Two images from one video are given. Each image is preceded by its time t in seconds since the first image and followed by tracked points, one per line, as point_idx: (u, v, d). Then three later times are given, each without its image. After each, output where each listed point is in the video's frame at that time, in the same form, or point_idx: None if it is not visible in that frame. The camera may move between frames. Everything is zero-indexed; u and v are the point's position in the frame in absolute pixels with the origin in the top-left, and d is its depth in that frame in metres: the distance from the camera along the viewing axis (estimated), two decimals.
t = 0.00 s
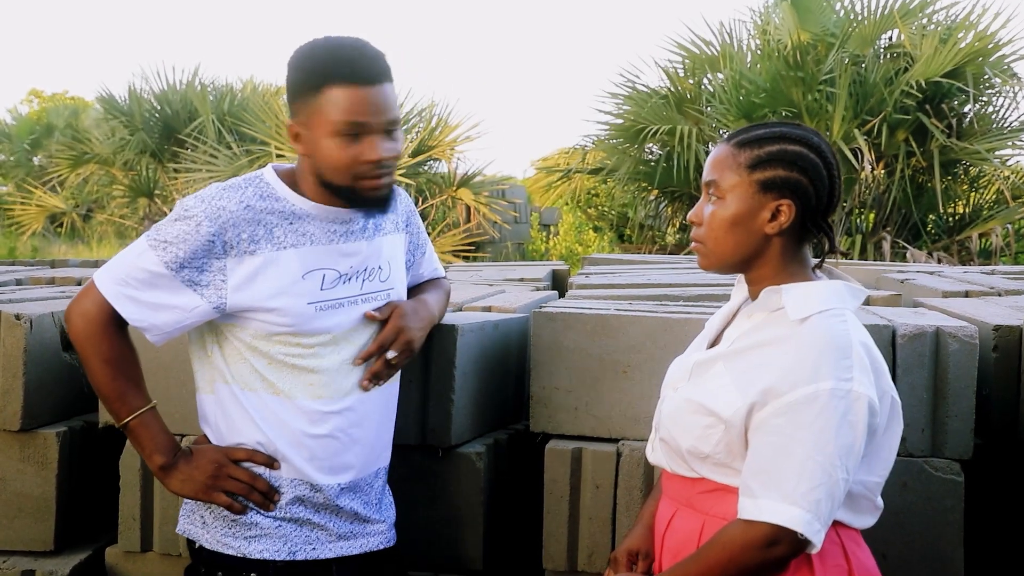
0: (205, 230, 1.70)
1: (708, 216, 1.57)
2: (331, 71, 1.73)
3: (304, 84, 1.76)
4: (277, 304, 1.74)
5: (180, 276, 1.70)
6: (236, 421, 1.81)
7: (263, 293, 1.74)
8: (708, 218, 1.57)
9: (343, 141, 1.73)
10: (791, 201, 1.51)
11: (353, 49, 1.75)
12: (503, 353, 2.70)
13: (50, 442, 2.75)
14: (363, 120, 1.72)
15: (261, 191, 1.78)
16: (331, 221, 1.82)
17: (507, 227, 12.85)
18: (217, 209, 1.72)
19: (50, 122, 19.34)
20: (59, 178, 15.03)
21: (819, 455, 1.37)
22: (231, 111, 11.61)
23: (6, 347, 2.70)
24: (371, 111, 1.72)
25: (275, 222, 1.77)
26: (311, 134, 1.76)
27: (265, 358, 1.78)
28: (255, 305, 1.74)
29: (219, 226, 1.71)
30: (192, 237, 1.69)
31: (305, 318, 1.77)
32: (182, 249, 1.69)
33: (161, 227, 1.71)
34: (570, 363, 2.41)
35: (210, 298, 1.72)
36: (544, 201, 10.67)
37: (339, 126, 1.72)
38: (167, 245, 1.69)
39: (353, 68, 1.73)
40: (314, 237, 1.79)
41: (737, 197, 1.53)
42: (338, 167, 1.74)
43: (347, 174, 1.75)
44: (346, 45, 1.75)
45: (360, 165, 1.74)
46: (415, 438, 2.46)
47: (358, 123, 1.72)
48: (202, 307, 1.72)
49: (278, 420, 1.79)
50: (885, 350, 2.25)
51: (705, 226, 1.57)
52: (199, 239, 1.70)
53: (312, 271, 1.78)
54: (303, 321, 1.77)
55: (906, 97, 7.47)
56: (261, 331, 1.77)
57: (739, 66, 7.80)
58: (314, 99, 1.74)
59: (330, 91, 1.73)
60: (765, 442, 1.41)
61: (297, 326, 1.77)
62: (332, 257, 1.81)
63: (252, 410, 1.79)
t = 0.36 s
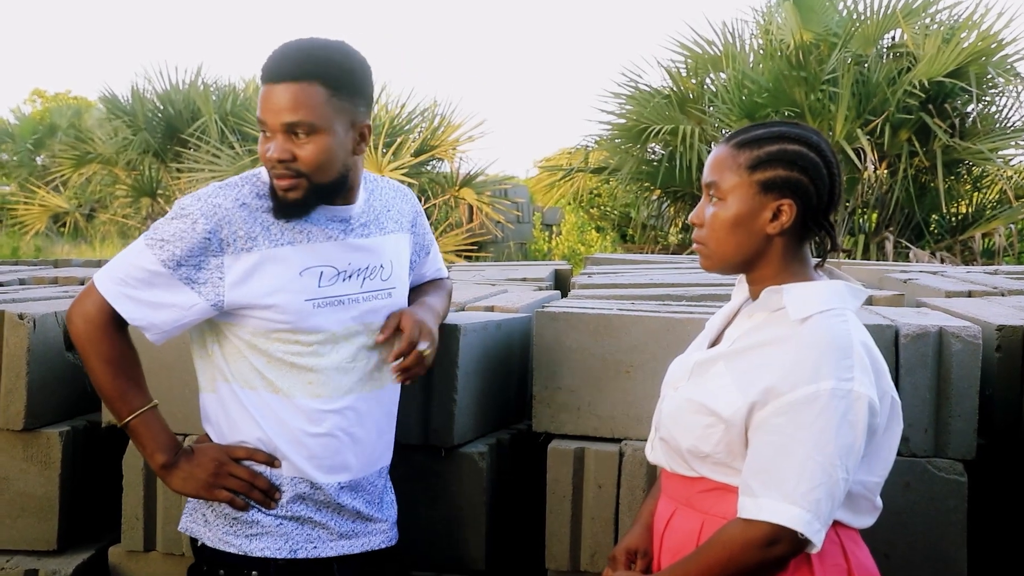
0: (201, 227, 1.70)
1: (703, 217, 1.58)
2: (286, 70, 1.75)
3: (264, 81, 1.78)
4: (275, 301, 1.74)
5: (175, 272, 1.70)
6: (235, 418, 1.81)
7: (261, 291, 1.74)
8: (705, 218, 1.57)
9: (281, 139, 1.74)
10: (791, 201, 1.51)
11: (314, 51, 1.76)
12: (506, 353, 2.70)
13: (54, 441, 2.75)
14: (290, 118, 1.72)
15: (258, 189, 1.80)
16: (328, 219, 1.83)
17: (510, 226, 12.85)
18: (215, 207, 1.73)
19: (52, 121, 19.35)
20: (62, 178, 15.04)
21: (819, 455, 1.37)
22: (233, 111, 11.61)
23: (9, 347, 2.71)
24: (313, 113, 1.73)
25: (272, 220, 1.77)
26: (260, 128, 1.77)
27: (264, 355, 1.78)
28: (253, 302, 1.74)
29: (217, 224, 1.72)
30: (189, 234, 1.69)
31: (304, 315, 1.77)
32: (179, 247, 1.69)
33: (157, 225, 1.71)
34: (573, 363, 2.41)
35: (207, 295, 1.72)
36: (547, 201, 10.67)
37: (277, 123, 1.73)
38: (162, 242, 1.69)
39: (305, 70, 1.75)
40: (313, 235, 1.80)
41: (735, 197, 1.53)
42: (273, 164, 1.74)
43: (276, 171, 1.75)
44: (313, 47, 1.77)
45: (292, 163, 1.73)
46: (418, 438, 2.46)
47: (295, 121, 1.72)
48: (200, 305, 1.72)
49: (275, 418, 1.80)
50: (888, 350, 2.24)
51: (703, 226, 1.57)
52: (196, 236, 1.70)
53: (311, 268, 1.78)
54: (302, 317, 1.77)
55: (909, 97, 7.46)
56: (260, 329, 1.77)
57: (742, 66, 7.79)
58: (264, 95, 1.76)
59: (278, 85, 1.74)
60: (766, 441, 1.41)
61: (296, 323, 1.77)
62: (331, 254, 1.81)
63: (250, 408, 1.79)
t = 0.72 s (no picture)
0: (208, 227, 1.71)
1: (712, 219, 1.58)
2: (293, 69, 1.75)
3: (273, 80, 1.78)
4: (279, 301, 1.75)
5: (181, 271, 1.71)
6: (242, 417, 1.82)
7: (267, 290, 1.75)
8: (714, 221, 1.57)
9: (291, 138, 1.74)
10: (799, 202, 1.52)
11: (322, 50, 1.76)
12: (510, 354, 2.70)
13: (59, 441, 2.76)
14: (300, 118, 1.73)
15: (264, 189, 1.80)
16: (335, 218, 1.83)
17: (514, 227, 12.86)
18: (221, 207, 1.73)
19: (58, 122, 19.40)
20: (68, 178, 15.08)
21: (821, 455, 1.37)
22: (238, 112, 11.63)
23: (15, 347, 2.72)
24: (326, 112, 1.73)
25: (276, 219, 1.78)
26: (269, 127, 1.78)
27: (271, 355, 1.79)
28: (258, 302, 1.75)
29: (223, 224, 1.72)
30: (195, 234, 1.70)
31: (309, 315, 1.78)
32: (186, 247, 1.69)
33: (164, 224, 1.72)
34: (578, 363, 2.41)
35: (213, 295, 1.73)
36: (551, 201, 10.67)
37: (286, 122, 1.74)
38: (169, 241, 1.69)
39: (312, 69, 1.75)
40: (320, 233, 1.80)
41: (744, 200, 1.53)
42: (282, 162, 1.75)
43: (286, 170, 1.75)
44: (322, 45, 1.77)
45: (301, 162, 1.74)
46: (423, 438, 2.46)
47: (305, 120, 1.73)
48: (206, 305, 1.72)
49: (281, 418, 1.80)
50: (893, 350, 2.24)
51: (711, 229, 1.58)
52: (203, 236, 1.70)
53: (317, 268, 1.79)
54: (307, 317, 1.77)
55: (914, 97, 7.46)
56: (266, 328, 1.78)
57: (746, 66, 7.79)
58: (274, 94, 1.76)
59: (290, 84, 1.74)
60: (768, 440, 1.41)
61: (300, 323, 1.77)
62: (338, 254, 1.81)
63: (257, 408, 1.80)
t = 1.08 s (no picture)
0: (208, 227, 1.71)
1: (722, 221, 1.57)
2: (377, 80, 1.77)
3: (343, 88, 1.77)
4: (280, 302, 1.75)
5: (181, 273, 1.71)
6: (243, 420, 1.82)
7: (267, 289, 1.75)
8: (722, 223, 1.57)
9: (389, 149, 1.78)
10: (806, 203, 1.52)
11: (395, 60, 1.80)
12: (513, 354, 2.71)
13: (63, 441, 2.77)
14: (404, 129, 1.79)
15: (265, 189, 1.80)
16: (334, 217, 1.83)
17: (516, 227, 12.87)
18: (221, 208, 1.73)
19: (62, 122, 19.40)
20: (71, 178, 15.10)
21: (824, 454, 1.38)
22: (241, 112, 11.65)
23: (18, 346, 2.72)
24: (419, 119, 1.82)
25: (278, 219, 1.78)
26: (356, 138, 1.78)
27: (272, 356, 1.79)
28: (260, 302, 1.75)
29: (223, 225, 1.73)
30: (195, 236, 1.70)
31: (310, 314, 1.78)
32: (186, 248, 1.70)
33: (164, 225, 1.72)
34: (580, 363, 2.41)
35: (214, 296, 1.73)
36: (553, 200, 10.67)
37: (386, 134, 1.77)
38: (168, 242, 1.70)
39: (395, 80, 1.78)
40: (320, 234, 1.81)
41: (751, 201, 1.53)
42: (382, 174, 1.79)
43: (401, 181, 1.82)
44: (386, 54, 1.80)
45: (404, 172, 1.80)
46: (424, 438, 2.47)
47: (406, 130, 1.78)
48: (207, 306, 1.73)
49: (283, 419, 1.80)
50: (895, 350, 2.25)
51: (718, 231, 1.57)
52: (203, 237, 1.71)
53: (318, 268, 1.79)
54: (309, 317, 1.78)
55: (916, 97, 7.45)
56: (268, 328, 1.78)
57: (748, 66, 7.79)
58: (360, 105, 1.77)
59: (387, 96, 1.77)
60: (772, 439, 1.42)
61: (302, 322, 1.78)
62: (338, 254, 1.82)
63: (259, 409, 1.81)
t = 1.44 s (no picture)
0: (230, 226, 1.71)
1: (725, 223, 1.57)
2: (353, 80, 1.76)
3: (317, 88, 1.77)
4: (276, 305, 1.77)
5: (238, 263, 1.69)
6: (234, 430, 1.81)
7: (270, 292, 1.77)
8: (725, 226, 1.57)
9: (357, 149, 1.75)
10: (809, 204, 1.52)
11: (377, 61, 1.79)
12: (514, 353, 2.71)
13: (65, 441, 2.77)
14: (377, 132, 1.75)
15: (260, 192, 1.81)
16: (327, 221, 1.85)
17: (517, 227, 12.87)
18: (232, 207, 1.74)
19: (63, 122, 19.40)
20: (72, 178, 15.10)
21: (829, 456, 1.38)
22: (242, 112, 11.65)
23: (20, 346, 2.73)
24: (397, 120, 1.78)
25: (273, 221, 1.79)
26: (327, 136, 1.76)
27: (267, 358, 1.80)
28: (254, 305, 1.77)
29: (242, 222, 1.74)
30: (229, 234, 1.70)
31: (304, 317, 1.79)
32: (229, 245, 1.69)
33: (194, 251, 1.70)
34: (580, 364, 2.41)
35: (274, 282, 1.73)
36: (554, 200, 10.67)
37: (354, 134, 1.74)
38: (212, 252, 1.68)
39: (373, 81, 1.77)
40: (312, 237, 1.82)
41: (754, 203, 1.53)
42: (350, 174, 1.75)
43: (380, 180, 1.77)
44: (368, 55, 1.79)
45: (373, 175, 1.75)
46: (425, 438, 2.47)
47: (374, 133, 1.74)
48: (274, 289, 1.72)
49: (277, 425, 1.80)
50: (896, 351, 2.25)
51: (722, 234, 1.57)
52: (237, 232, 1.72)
53: (312, 272, 1.81)
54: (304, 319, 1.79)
55: (918, 97, 7.45)
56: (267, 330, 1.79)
57: (750, 66, 7.78)
58: (332, 104, 1.75)
59: (357, 94, 1.75)
60: (777, 441, 1.42)
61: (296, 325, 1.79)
62: (331, 256, 1.84)
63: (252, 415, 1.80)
